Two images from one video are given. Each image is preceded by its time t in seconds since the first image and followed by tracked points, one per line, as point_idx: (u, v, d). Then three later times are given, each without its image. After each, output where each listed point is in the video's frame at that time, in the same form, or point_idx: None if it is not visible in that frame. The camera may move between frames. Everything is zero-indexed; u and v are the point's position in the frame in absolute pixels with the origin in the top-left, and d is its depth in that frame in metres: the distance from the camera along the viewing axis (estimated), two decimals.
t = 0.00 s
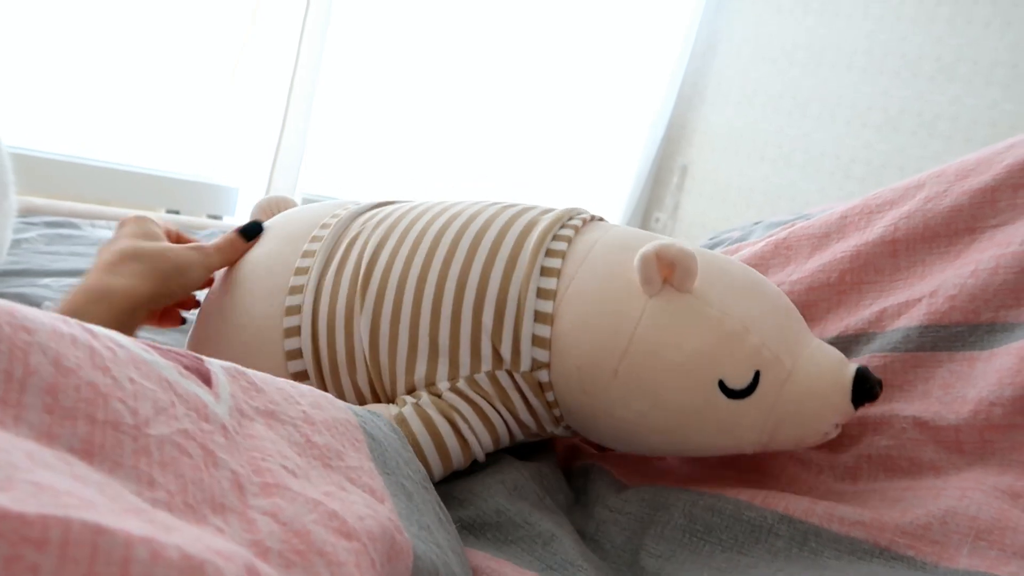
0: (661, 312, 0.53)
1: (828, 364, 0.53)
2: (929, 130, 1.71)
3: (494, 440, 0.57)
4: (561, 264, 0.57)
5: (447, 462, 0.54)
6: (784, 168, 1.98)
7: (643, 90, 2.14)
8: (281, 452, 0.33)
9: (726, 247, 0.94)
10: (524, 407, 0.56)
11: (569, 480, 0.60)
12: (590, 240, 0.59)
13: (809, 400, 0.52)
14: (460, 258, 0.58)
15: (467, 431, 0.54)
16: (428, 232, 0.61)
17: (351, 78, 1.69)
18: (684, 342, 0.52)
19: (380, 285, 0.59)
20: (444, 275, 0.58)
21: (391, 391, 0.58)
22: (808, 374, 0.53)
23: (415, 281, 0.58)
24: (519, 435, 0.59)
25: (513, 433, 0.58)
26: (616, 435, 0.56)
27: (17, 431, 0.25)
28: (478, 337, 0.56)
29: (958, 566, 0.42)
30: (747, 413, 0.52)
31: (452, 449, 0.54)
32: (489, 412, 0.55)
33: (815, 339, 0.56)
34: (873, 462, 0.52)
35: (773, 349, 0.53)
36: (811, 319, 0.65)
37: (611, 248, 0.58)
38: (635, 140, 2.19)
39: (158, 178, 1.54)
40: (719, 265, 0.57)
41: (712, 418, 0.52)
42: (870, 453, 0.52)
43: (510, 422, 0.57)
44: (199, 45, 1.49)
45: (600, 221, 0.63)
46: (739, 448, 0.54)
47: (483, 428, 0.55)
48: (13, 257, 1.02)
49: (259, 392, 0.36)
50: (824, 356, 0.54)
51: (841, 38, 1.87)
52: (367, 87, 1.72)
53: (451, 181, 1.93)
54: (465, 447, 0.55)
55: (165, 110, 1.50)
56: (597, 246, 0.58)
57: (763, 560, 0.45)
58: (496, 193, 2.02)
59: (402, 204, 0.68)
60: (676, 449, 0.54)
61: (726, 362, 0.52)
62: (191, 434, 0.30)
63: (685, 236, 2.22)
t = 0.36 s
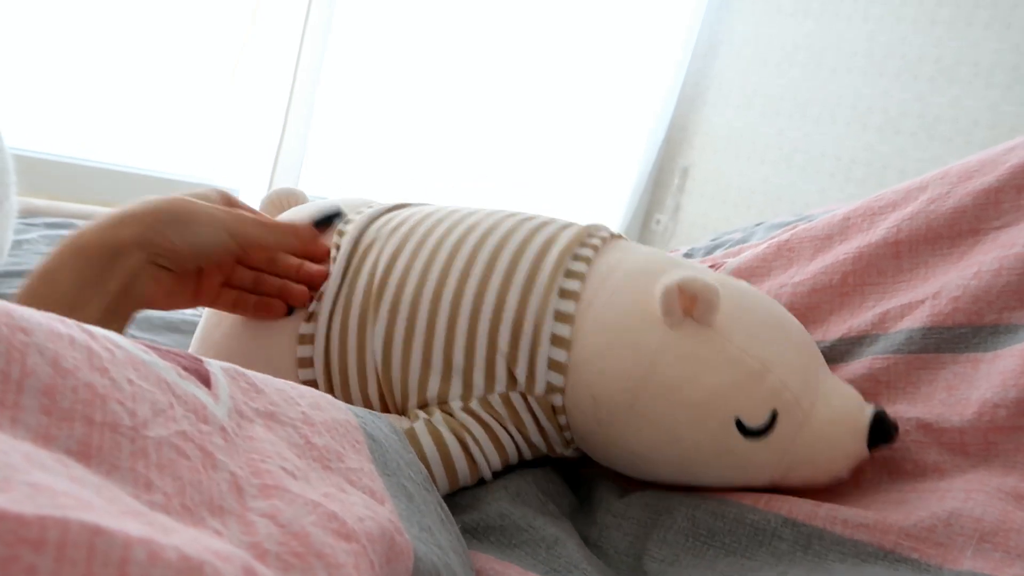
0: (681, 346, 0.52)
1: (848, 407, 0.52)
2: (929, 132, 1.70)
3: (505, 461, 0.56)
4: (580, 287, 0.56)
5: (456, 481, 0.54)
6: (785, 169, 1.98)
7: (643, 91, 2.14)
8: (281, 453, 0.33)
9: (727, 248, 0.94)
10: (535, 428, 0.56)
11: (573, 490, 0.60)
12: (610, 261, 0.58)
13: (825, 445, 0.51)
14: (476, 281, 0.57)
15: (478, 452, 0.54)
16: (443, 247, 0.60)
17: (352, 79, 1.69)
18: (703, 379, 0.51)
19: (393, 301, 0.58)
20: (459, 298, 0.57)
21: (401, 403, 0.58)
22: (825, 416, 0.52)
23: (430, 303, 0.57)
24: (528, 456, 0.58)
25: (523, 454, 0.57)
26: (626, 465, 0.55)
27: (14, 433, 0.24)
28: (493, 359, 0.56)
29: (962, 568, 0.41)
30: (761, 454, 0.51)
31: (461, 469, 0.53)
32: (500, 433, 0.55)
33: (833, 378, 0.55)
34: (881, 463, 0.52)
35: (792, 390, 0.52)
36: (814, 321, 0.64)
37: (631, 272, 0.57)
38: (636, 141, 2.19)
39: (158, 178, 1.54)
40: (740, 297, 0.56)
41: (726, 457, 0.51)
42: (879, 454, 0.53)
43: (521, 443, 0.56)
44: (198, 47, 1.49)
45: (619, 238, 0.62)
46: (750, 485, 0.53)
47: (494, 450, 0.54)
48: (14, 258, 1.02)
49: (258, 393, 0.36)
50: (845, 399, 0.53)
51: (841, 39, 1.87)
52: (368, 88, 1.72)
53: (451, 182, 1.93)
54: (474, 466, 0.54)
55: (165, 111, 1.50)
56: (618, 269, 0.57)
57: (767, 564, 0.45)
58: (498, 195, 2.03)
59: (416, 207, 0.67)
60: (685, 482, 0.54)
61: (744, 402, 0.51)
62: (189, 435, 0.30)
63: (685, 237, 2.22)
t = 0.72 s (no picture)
0: (698, 357, 0.52)
1: (859, 425, 0.52)
2: (930, 133, 1.70)
3: (511, 461, 0.55)
4: (600, 294, 0.56)
5: (463, 478, 0.54)
6: (786, 170, 1.98)
7: (643, 91, 2.14)
8: (281, 453, 0.33)
9: (729, 251, 0.94)
10: (545, 432, 0.56)
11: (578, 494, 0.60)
12: (632, 269, 0.59)
13: (835, 463, 0.51)
14: (494, 290, 0.58)
15: (486, 450, 0.54)
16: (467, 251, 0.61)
17: (352, 78, 1.69)
18: (719, 390, 0.51)
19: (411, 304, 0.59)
20: (476, 305, 0.57)
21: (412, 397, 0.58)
22: (838, 433, 0.52)
23: (447, 309, 0.58)
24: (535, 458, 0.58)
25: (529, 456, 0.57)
26: (636, 473, 0.55)
27: (13, 433, 0.24)
28: (507, 362, 0.56)
29: (966, 570, 0.41)
30: (772, 468, 0.51)
31: (467, 464, 0.53)
32: (509, 433, 0.55)
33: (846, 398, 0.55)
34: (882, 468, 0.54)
35: (806, 408, 0.52)
36: (818, 326, 0.64)
37: (651, 282, 0.57)
38: (636, 142, 2.19)
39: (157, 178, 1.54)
40: (760, 314, 0.57)
41: (736, 470, 0.51)
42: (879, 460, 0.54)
43: (529, 446, 0.56)
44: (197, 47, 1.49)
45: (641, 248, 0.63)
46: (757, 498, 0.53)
47: (501, 449, 0.54)
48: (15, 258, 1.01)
49: (260, 392, 0.36)
50: (857, 417, 0.53)
51: (841, 40, 1.87)
52: (368, 87, 1.72)
53: (451, 182, 1.93)
54: (481, 464, 0.54)
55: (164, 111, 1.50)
56: (638, 279, 0.58)
57: (771, 566, 0.44)
58: (498, 195, 2.03)
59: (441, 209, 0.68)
60: (693, 493, 0.54)
61: (759, 416, 0.51)
62: (189, 436, 0.29)
63: (686, 237, 2.22)
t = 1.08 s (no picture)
0: (675, 329, 0.52)
1: (844, 392, 0.51)
2: (931, 133, 1.71)
3: (499, 445, 0.56)
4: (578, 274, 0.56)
5: (452, 466, 0.54)
6: (787, 169, 1.98)
7: (644, 91, 2.14)
8: (278, 449, 0.33)
9: (729, 249, 0.94)
10: (531, 416, 0.56)
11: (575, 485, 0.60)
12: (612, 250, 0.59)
13: (821, 429, 0.50)
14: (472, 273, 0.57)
15: (474, 436, 0.54)
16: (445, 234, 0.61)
17: (353, 79, 1.69)
18: (696, 360, 0.51)
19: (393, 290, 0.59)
20: (457, 285, 0.57)
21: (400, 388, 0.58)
22: (822, 399, 0.51)
23: (427, 293, 0.58)
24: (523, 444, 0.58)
25: (518, 441, 0.58)
26: (624, 451, 0.55)
27: (10, 429, 0.24)
28: (489, 344, 0.55)
29: (965, 568, 0.41)
30: (756, 437, 0.51)
31: (456, 450, 0.53)
32: (494, 415, 0.55)
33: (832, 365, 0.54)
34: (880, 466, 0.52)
35: (789, 374, 0.51)
36: (818, 323, 0.64)
37: (630, 259, 0.57)
38: (637, 142, 2.19)
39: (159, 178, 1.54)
40: (741, 284, 0.56)
41: (720, 440, 0.51)
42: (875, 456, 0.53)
43: (517, 429, 0.56)
44: (198, 48, 1.49)
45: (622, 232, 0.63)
46: (747, 470, 0.52)
47: (488, 432, 0.55)
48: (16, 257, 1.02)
49: (257, 388, 0.36)
50: (843, 383, 0.52)
51: (842, 40, 1.87)
52: (369, 88, 1.71)
53: (451, 182, 1.93)
54: (469, 447, 0.54)
55: (166, 111, 1.50)
56: (616, 258, 0.57)
57: (769, 563, 0.45)
58: (499, 194, 2.03)
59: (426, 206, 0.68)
60: (682, 468, 0.53)
61: (738, 384, 0.50)
62: (187, 432, 0.29)
63: (686, 237, 2.22)
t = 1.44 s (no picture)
0: (642, 272, 0.51)
1: (814, 328, 0.52)
2: (931, 133, 1.70)
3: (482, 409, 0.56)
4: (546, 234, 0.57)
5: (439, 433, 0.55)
6: (788, 169, 1.98)
7: (643, 91, 2.14)
8: (275, 448, 0.33)
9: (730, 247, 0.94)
10: (513, 380, 0.55)
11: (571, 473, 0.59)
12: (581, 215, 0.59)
13: (791, 361, 0.50)
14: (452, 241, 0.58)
15: (454, 399, 0.54)
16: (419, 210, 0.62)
17: (353, 79, 1.69)
18: (665, 298, 0.50)
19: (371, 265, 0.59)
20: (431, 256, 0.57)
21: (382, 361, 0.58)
22: (792, 338, 0.51)
23: (404, 264, 0.58)
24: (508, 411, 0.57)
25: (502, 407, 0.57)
26: (601, 403, 0.54)
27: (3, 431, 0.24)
28: (463, 307, 0.55)
29: (966, 567, 0.41)
30: (729, 373, 0.50)
31: (436, 412, 0.54)
32: (473, 378, 0.54)
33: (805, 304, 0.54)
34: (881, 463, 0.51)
35: (758, 309, 0.51)
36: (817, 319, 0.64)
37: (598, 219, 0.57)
38: (637, 142, 2.18)
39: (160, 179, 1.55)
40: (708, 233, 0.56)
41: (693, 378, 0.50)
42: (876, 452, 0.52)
43: (499, 394, 0.56)
44: (197, 49, 1.49)
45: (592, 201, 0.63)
46: (725, 409, 0.52)
47: (467, 395, 0.54)
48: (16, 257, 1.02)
49: (253, 386, 0.36)
50: (812, 320, 0.52)
51: (843, 40, 1.87)
52: (369, 88, 1.71)
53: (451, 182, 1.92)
54: (451, 414, 0.54)
55: (166, 112, 1.50)
56: (584, 219, 0.57)
57: (769, 560, 0.44)
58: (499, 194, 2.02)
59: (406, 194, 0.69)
60: (663, 415, 0.52)
61: (707, 319, 0.50)
62: (182, 432, 0.29)
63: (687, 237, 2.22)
